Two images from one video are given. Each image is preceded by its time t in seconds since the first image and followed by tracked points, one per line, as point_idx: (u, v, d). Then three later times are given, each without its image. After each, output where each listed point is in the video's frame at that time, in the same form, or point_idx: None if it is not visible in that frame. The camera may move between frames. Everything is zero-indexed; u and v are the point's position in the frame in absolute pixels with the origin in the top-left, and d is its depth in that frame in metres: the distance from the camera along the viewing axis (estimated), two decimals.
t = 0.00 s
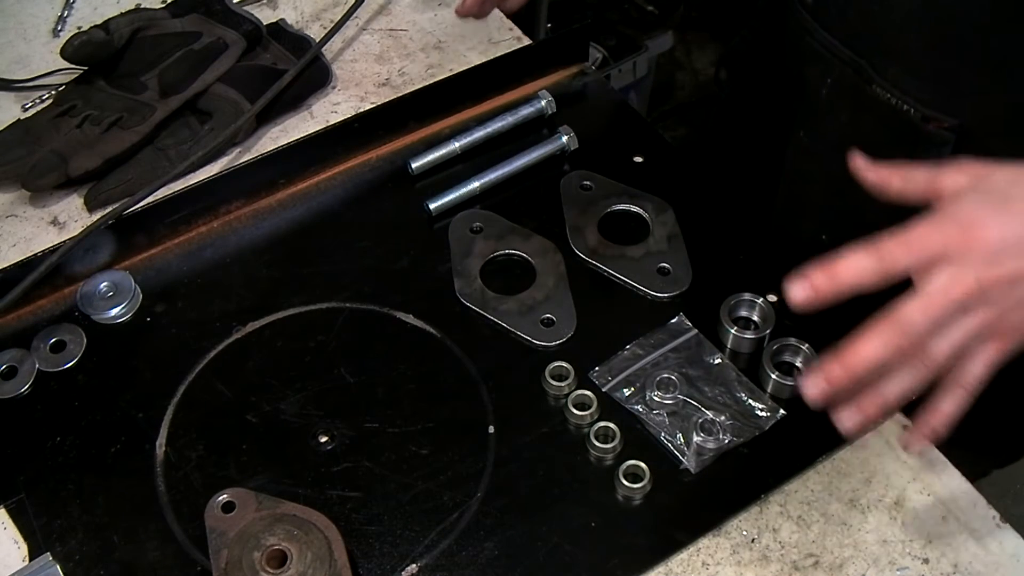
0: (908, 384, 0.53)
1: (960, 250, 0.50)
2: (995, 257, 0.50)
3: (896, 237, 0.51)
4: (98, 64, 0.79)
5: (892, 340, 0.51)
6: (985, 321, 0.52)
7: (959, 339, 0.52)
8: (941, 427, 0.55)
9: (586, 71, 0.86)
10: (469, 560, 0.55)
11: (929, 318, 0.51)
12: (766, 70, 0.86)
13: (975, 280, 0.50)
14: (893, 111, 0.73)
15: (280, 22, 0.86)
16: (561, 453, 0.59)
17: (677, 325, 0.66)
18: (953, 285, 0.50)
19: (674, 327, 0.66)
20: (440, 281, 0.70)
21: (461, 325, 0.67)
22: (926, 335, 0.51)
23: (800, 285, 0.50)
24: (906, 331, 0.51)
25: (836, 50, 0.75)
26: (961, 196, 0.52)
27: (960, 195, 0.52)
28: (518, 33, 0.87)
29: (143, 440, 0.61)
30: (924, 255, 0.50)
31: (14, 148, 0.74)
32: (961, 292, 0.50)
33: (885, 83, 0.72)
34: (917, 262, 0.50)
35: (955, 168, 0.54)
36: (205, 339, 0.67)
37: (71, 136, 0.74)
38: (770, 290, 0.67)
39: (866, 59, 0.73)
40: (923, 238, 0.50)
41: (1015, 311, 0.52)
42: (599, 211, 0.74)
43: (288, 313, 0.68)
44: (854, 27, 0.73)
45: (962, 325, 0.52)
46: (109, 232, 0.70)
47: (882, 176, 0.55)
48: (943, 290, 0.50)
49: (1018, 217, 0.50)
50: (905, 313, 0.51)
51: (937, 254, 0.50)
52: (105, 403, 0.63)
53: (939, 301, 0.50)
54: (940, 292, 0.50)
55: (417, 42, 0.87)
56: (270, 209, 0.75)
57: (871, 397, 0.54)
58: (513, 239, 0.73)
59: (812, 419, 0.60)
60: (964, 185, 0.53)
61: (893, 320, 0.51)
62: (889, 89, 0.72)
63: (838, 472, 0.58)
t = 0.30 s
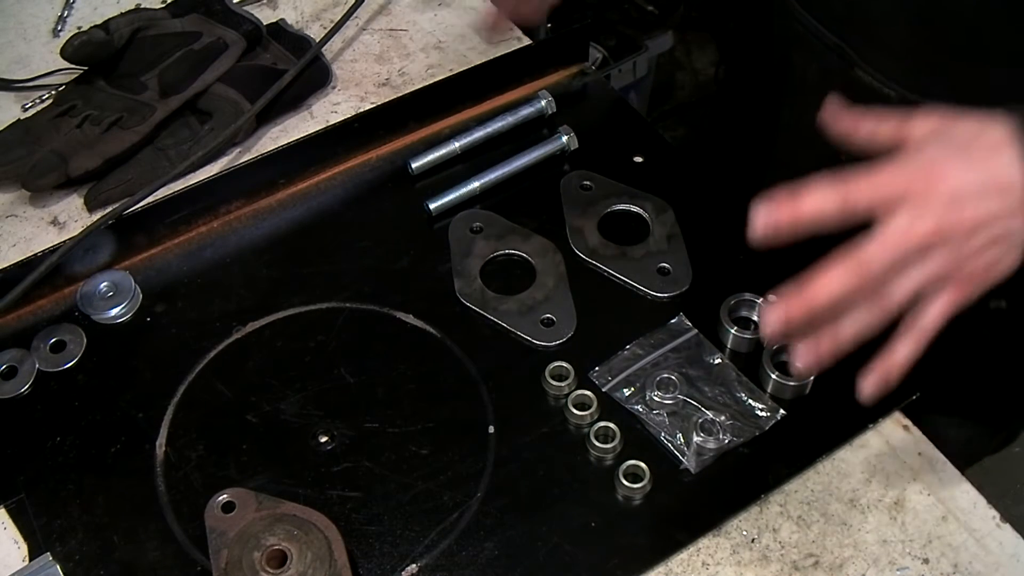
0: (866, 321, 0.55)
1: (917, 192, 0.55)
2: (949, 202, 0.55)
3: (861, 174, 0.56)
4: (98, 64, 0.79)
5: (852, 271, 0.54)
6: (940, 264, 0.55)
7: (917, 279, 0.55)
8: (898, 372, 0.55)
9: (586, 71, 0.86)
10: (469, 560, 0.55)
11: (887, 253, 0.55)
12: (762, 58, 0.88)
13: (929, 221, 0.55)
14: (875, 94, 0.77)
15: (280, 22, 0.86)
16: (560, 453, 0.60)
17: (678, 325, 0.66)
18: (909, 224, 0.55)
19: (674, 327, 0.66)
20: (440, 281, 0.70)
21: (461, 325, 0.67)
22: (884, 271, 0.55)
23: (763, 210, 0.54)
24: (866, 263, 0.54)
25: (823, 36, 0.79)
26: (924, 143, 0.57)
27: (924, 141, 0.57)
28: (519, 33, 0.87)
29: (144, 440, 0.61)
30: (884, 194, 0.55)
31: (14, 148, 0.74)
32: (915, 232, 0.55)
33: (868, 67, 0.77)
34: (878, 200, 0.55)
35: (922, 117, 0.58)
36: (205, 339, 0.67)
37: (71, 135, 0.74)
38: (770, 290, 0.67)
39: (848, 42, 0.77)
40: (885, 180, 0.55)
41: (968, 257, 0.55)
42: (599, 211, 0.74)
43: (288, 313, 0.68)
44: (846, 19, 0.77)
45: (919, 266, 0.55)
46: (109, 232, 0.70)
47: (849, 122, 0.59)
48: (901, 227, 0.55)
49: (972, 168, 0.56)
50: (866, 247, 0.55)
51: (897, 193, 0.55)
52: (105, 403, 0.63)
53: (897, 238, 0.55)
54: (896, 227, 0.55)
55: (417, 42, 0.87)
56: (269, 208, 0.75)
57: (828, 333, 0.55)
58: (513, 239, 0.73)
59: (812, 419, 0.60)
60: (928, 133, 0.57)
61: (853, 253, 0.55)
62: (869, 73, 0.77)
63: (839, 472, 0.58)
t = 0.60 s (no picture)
0: (820, 262, 0.57)
1: (876, 154, 0.54)
2: (907, 166, 0.53)
3: (824, 138, 0.55)
4: (98, 64, 0.79)
5: (803, 220, 0.55)
6: (896, 218, 0.55)
7: (870, 226, 0.55)
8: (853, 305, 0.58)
9: (586, 71, 0.86)
10: (469, 560, 0.55)
11: (842, 210, 0.55)
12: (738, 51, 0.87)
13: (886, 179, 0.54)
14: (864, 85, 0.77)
15: (280, 22, 0.86)
16: (560, 453, 0.60)
17: (677, 325, 0.66)
18: (864, 183, 0.54)
19: (674, 327, 0.66)
20: (440, 282, 0.70)
21: (461, 325, 0.67)
22: (836, 223, 0.55)
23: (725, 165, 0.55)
24: (817, 218, 0.55)
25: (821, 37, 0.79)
26: (895, 108, 0.55)
27: (894, 107, 0.55)
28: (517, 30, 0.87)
29: (144, 440, 0.61)
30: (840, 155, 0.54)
31: (14, 148, 0.74)
32: (873, 193, 0.54)
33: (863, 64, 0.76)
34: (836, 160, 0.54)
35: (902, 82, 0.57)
36: (205, 339, 0.67)
37: (71, 136, 0.74)
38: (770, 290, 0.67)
39: (837, 36, 0.78)
40: (843, 144, 0.54)
41: (923, 213, 0.55)
42: (599, 211, 0.74)
43: (288, 313, 0.68)
44: (839, 17, 0.77)
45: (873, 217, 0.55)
46: (109, 232, 0.70)
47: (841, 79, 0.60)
48: (856, 186, 0.54)
49: (934, 131, 0.53)
50: (817, 201, 0.55)
51: (853, 155, 0.54)
52: (105, 403, 0.63)
53: (853, 197, 0.54)
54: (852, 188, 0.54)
55: (417, 42, 0.87)
56: (269, 208, 0.75)
57: (787, 269, 0.58)
58: (513, 239, 0.73)
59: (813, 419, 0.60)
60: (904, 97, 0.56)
61: (807, 208, 0.55)
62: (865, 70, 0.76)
63: (839, 472, 0.58)
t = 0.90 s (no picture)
0: (855, 319, 0.56)
1: (903, 193, 0.54)
2: (937, 206, 0.53)
3: (845, 182, 0.54)
4: (98, 64, 0.79)
5: (836, 276, 0.54)
6: (930, 260, 0.55)
7: (903, 276, 0.55)
8: (887, 360, 0.57)
9: (586, 72, 0.86)
10: (469, 560, 0.55)
11: (874, 257, 0.54)
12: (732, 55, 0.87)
13: (919, 222, 0.53)
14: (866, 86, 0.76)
15: (280, 22, 0.86)
16: (561, 453, 0.60)
17: (678, 325, 0.66)
18: (895, 229, 0.54)
19: (674, 327, 0.66)
20: (440, 282, 0.70)
21: (461, 324, 0.67)
22: (871, 273, 0.55)
23: (751, 225, 0.54)
24: (851, 272, 0.54)
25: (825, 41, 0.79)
26: (910, 144, 0.55)
27: (910, 143, 0.55)
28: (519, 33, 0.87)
29: (144, 440, 0.61)
30: (865, 203, 0.54)
31: (14, 148, 0.74)
32: (905, 236, 0.54)
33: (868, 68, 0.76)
34: (862, 207, 0.54)
35: (908, 116, 0.56)
36: (205, 339, 0.67)
37: (71, 136, 0.74)
38: (770, 290, 0.68)
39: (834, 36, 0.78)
40: (868, 190, 0.54)
41: (956, 250, 0.55)
42: (599, 211, 0.74)
43: (288, 313, 0.68)
44: (838, 18, 0.77)
45: (905, 263, 0.55)
46: (109, 232, 0.71)
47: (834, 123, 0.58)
48: (887, 231, 0.54)
49: (959, 166, 0.53)
50: (848, 251, 0.54)
51: (878, 201, 0.54)
52: (105, 403, 0.63)
53: (885, 241, 0.54)
54: (883, 235, 0.54)
55: (417, 42, 0.87)
56: (269, 208, 0.75)
57: (820, 329, 0.57)
58: (513, 239, 0.73)
59: (813, 419, 0.60)
60: (915, 131, 0.55)
61: (839, 260, 0.54)
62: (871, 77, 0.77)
63: (839, 472, 0.58)
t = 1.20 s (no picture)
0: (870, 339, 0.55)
1: (922, 210, 0.52)
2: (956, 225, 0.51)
3: (859, 199, 0.52)
4: (98, 64, 0.79)
5: (854, 299, 0.53)
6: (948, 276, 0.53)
7: (919, 296, 0.54)
8: (901, 376, 0.57)
9: (586, 71, 0.86)
10: (469, 560, 0.55)
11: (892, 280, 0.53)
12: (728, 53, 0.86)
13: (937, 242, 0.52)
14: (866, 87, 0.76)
15: (280, 22, 0.86)
16: (561, 453, 0.60)
17: (677, 325, 0.66)
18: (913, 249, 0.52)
19: (674, 327, 0.66)
20: (440, 282, 0.70)
21: (461, 324, 0.67)
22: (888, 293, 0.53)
23: (767, 249, 0.52)
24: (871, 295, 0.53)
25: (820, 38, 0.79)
26: (926, 159, 0.53)
27: (925, 156, 0.52)
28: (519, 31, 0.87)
29: (144, 440, 0.61)
30: (883, 224, 0.52)
31: (14, 149, 0.74)
32: (923, 256, 0.52)
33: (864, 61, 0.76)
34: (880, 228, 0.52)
35: (924, 126, 0.53)
36: (205, 339, 0.67)
37: (71, 136, 0.74)
38: (770, 290, 0.67)
39: (836, 36, 0.78)
40: (882, 210, 0.52)
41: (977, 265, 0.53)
42: (599, 211, 0.74)
43: (288, 313, 0.68)
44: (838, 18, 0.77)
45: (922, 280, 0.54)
46: (109, 232, 0.70)
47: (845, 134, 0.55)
48: (902, 253, 0.52)
49: (976, 182, 0.51)
50: (863, 272, 0.53)
51: (895, 222, 0.52)
52: (105, 403, 0.63)
53: (903, 261, 0.52)
54: (900, 257, 0.52)
55: (417, 42, 0.87)
56: (269, 209, 0.75)
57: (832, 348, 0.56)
58: (513, 239, 0.73)
59: (813, 419, 0.60)
60: (929, 147, 0.53)
61: (853, 282, 0.53)
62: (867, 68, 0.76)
63: (839, 472, 0.58)
